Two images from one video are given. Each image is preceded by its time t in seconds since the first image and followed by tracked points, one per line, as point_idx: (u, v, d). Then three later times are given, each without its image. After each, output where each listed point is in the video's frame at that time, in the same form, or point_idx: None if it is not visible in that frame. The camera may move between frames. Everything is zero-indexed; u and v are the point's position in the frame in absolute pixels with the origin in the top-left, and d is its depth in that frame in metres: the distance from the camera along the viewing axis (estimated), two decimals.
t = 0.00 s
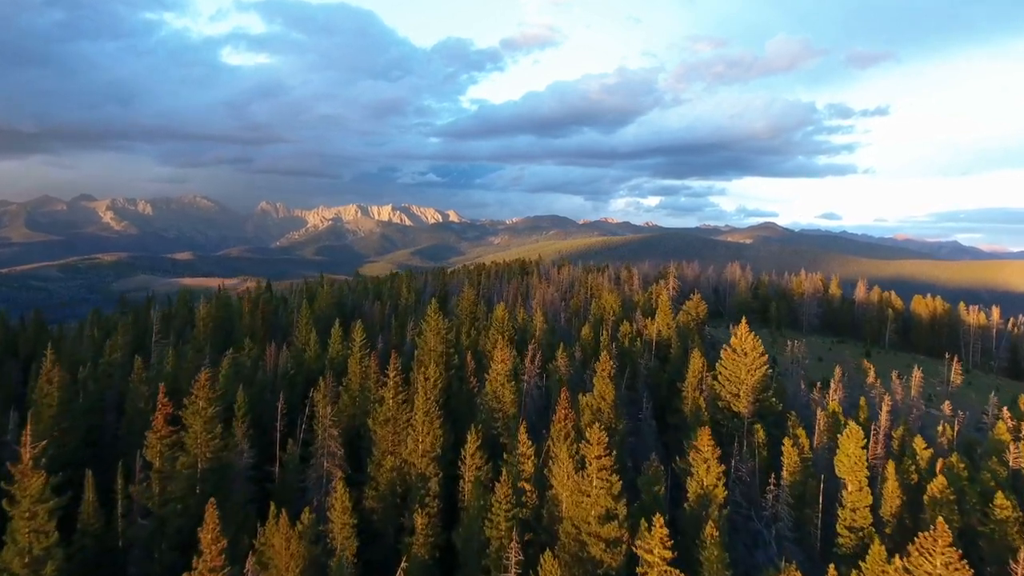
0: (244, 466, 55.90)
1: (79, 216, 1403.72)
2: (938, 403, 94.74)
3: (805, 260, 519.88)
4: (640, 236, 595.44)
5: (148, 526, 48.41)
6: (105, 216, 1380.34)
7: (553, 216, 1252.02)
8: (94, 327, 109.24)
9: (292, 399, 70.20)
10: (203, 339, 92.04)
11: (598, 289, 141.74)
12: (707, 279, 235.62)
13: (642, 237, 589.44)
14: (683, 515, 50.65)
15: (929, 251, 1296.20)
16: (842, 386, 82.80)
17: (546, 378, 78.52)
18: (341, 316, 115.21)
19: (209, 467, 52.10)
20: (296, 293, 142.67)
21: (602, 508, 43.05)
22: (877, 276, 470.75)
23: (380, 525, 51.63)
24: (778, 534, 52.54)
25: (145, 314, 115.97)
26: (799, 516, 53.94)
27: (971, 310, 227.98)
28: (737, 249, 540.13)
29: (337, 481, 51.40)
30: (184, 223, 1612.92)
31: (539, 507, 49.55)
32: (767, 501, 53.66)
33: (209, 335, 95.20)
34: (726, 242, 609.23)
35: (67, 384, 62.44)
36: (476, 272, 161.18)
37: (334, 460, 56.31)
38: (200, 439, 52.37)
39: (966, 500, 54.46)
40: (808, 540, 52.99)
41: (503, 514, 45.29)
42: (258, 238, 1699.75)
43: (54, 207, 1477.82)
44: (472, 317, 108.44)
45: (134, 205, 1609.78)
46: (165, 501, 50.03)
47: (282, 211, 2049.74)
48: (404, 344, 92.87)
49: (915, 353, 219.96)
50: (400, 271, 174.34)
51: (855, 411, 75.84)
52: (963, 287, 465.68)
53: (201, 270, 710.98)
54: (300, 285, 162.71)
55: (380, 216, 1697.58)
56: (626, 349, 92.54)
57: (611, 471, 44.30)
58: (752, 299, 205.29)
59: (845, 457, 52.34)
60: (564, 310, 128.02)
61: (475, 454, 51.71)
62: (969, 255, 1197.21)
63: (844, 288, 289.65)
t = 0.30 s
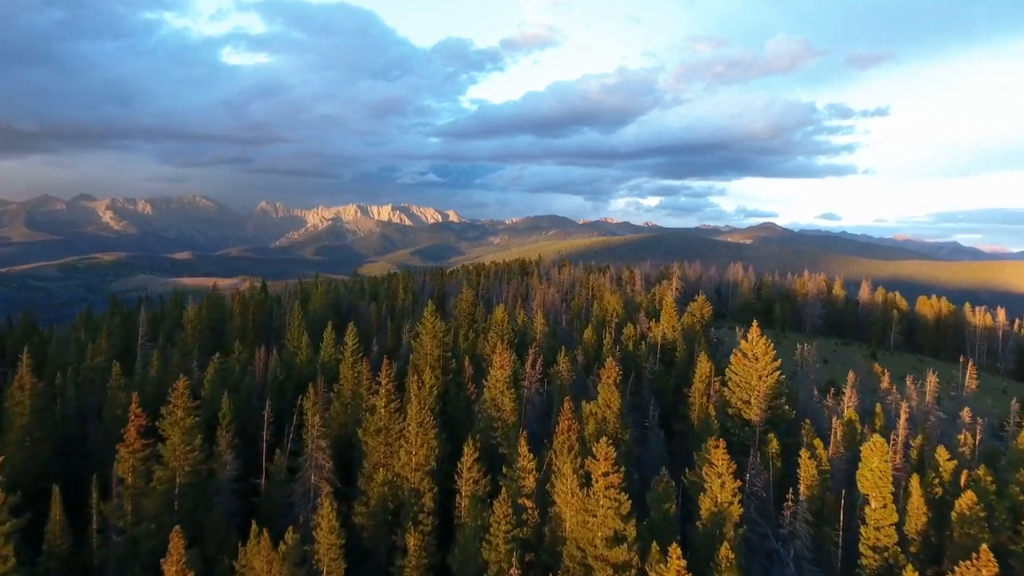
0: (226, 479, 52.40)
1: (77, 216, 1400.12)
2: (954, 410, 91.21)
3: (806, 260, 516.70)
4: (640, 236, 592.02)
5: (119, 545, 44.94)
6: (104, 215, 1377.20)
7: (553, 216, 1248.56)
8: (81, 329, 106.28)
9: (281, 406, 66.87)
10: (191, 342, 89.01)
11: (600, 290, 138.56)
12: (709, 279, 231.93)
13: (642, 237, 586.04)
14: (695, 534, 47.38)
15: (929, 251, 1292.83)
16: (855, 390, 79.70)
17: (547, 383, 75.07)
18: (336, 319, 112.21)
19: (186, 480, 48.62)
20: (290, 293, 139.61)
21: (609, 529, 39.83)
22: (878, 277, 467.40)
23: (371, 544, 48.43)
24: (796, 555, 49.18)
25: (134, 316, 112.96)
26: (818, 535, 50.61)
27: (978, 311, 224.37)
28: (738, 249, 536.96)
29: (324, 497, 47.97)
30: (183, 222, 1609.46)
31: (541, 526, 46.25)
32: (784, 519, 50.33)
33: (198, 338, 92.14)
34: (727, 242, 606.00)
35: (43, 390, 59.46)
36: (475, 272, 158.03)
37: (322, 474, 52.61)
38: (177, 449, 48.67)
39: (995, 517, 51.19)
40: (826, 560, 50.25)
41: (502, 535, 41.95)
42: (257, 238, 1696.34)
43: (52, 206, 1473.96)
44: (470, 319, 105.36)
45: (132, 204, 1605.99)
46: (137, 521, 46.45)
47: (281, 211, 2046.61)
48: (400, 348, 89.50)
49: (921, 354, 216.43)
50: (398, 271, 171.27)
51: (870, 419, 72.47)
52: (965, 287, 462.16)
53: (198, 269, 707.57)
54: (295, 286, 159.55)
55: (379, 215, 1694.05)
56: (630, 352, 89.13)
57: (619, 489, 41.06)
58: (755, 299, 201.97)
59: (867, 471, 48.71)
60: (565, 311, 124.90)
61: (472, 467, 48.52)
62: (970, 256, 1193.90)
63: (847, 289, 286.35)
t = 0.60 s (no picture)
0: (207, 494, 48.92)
1: (76, 215, 1396.85)
2: (971, 416, 87.60)
3: (807, 260, 513.44)
4: (640, 237, 588.77)
5: (85, 570, 41.40)
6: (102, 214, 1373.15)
7: (553, 215, 1245.00)
8: (66, 331, 103.06)
9: (268, 415, 63.55)
10: (178, 348, 85.84)
11: (602, 291, 135.29)
12: (712, 280, 228.18)
13: (642, 237, 582.76)
14: (709, 556, 44.13)
15: (929, 251, 1289.41)
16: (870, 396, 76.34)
17: (549, 390, 71.62)
18: (330, 321, 109.01)
19: (162, 497, 45.16)
20: (284, 293, 136.36)
21: (618, 555, 36.53)
22: (880, 277, 463.80)
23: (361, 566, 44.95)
24: None
25: (122, 318, 109.87)
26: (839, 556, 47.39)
27: (984, 311, 220.50)
28: (738, 249, 533.74)
29: (309, 515, 44.45)
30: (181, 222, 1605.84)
31: (543, 547, 42.95)
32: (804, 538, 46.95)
33: (185, 342, 88.91)
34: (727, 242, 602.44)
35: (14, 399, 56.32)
36: (474, 272, 154.67)
37: (308, 489, 48.71)
38: (151, 462, 45.28)
39: None
40: None
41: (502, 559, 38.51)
42: (256, 237, 1692.52)
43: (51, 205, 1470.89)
44: (469, 321, 102.04)
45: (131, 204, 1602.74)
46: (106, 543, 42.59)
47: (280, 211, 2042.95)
48: (396, 353, 86.12)
49: (926, 355, 212.66)
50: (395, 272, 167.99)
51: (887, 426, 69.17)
52: (968, 287, 458.23)
53: (196, 268, 704.16)
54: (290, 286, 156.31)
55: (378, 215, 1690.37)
56: (635, 357, 85.72)
57: (629, 511, 37.75)
58: (758, 300, 198.45)
59: (895, 486, 45.68)
60: (567, 313, 121.64)
61: (469, 482, 45.34)
62: (971, 256, 1190.71)
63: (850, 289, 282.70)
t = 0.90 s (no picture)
0: (185, 512, 46.63)
1: (74, 214, 1392.58)
2: (989, 422, 84.32)
3: (807, 260, 510.35)
4: (639, 237, 585.53)
5: None
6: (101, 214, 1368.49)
7: (552, 216, 1242.59)
8: (51, 333, 99.84)
9: (253, 424, 60.23)
10: (164, 352, 82.71)
11: (604, 292, 132.08)
12: (714, 280, 224.68)
13: (642, 237, 579.54)
14: None
15: (930, 252, 1285.35)
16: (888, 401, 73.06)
17: (550, 396, 68.27)
18: (323, 323, 105.79)
19: (132, 517, 41.71)
20: (278, 294, 133.11)
21: None
22: (881, 278, 460.52)
23: None
24: None
25: (109, 319, 106.66)
26: None
27: (990, 313, 216.97)
28: (738, 249, 530.61)
29: (292, 537, 40.91)
30: (180, 221, 1601.92)
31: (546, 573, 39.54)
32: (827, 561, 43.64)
33: (172, 344, 85.75)
34: (727, 243, 599.21)
35: None
36: (473, 273, 151.43)
37: (291, 506, 45.11)
38: (123, 479, 41.91)
39: None
40: None
41: None
42: (255, 237, 1689.17)
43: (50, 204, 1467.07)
44: (467, 323, 98.86)
45: (130, 203, 1599.31)
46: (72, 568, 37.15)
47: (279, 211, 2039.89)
48: (392, 357, 82.78)
49: (932, 357, 209.24)
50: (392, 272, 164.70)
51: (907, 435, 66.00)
52: (969, 287, 455.10)
53: (194, 267, 700.52)
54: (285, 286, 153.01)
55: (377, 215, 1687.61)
56: (640, 362, 82.39)
57: (642, 538, 34.63)
58: (761, 301, 195.18)
59: (927, 508, 42.14)
60: (568, 315, 118.57)
61: (464, 499, 42.42)
62: (970, 257, 1187.89)
63: (852, 290, 279.31)
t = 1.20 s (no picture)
0: (160, 530, 43.98)
1: (73, 213, 1388.48)
2: (1009, 429, 81.05)
3: (807, 260, 507.20)
4: (639, 237, 582.10)
5: None
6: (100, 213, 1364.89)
7: (552, 216, 1239.77)
8: (34, 336, 96.39)
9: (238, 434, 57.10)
10: (149, 357, 79.42)
11: (606, 292, 128.76)
12: (717, 281, 221.14)
13: (642, 237, 576.29)
14: None
15: (931, 252, 1281.73)
16: (906, 407, 69.77)
17: (552, 404, 65.02)
18: (317, 325, 102.44)
19: (97, 540, 38.20)
20: (273, 295, 129.76)
21: None
22: (882, 278, 457.31)
23: None
24: None
25: (95, 322, 103.20)
26: None
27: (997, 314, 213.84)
28: (737, 249, 527.49)
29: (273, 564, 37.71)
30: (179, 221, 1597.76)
31: None
32: None
33: (158, 348, 82.43)
34: (727, 243, 596.02)
35: None
36: (472, 273, 148.12)
37: (274, 527, 41.84)
38: (89, 498, 38.56)
39: None
40: None
41: None
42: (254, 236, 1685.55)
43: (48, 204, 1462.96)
44: (465, 326, 95.60)
45: (129, 203, 1595.18)
46: None
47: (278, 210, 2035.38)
48: (386, 362, 79.51)
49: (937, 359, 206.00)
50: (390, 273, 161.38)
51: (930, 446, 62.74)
52: (971, 287, 451.88)
53: (192, 267, 696.83)
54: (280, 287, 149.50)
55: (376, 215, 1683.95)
56: (645, 366, 79.14)
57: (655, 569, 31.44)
58: (764, 301, 191.87)
59: (965, 533, 39.93)
60: (570, 317, 115.31)
61: (460, 521, 39.27)
62: (971, 257, 1185.13)
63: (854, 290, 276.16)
